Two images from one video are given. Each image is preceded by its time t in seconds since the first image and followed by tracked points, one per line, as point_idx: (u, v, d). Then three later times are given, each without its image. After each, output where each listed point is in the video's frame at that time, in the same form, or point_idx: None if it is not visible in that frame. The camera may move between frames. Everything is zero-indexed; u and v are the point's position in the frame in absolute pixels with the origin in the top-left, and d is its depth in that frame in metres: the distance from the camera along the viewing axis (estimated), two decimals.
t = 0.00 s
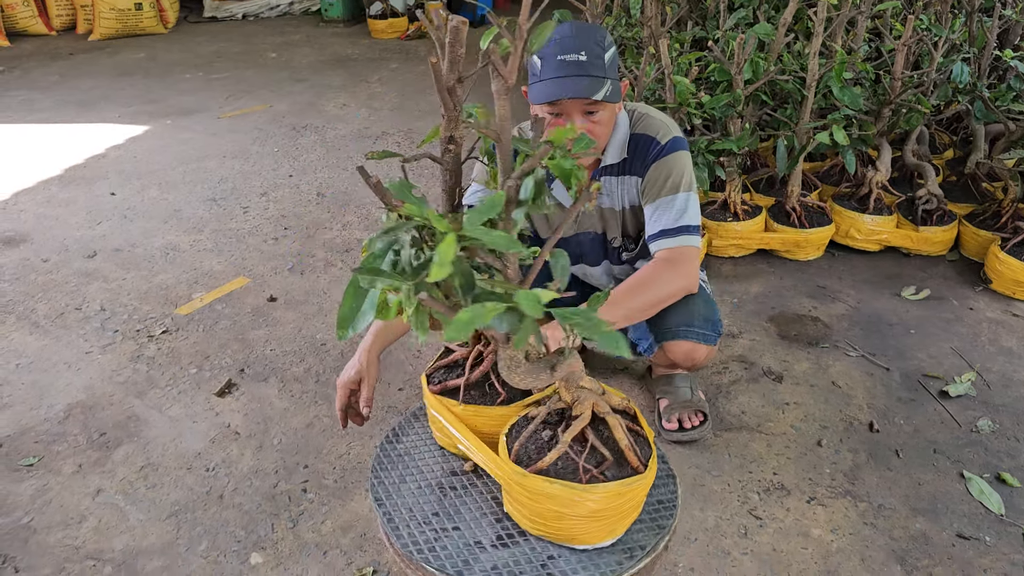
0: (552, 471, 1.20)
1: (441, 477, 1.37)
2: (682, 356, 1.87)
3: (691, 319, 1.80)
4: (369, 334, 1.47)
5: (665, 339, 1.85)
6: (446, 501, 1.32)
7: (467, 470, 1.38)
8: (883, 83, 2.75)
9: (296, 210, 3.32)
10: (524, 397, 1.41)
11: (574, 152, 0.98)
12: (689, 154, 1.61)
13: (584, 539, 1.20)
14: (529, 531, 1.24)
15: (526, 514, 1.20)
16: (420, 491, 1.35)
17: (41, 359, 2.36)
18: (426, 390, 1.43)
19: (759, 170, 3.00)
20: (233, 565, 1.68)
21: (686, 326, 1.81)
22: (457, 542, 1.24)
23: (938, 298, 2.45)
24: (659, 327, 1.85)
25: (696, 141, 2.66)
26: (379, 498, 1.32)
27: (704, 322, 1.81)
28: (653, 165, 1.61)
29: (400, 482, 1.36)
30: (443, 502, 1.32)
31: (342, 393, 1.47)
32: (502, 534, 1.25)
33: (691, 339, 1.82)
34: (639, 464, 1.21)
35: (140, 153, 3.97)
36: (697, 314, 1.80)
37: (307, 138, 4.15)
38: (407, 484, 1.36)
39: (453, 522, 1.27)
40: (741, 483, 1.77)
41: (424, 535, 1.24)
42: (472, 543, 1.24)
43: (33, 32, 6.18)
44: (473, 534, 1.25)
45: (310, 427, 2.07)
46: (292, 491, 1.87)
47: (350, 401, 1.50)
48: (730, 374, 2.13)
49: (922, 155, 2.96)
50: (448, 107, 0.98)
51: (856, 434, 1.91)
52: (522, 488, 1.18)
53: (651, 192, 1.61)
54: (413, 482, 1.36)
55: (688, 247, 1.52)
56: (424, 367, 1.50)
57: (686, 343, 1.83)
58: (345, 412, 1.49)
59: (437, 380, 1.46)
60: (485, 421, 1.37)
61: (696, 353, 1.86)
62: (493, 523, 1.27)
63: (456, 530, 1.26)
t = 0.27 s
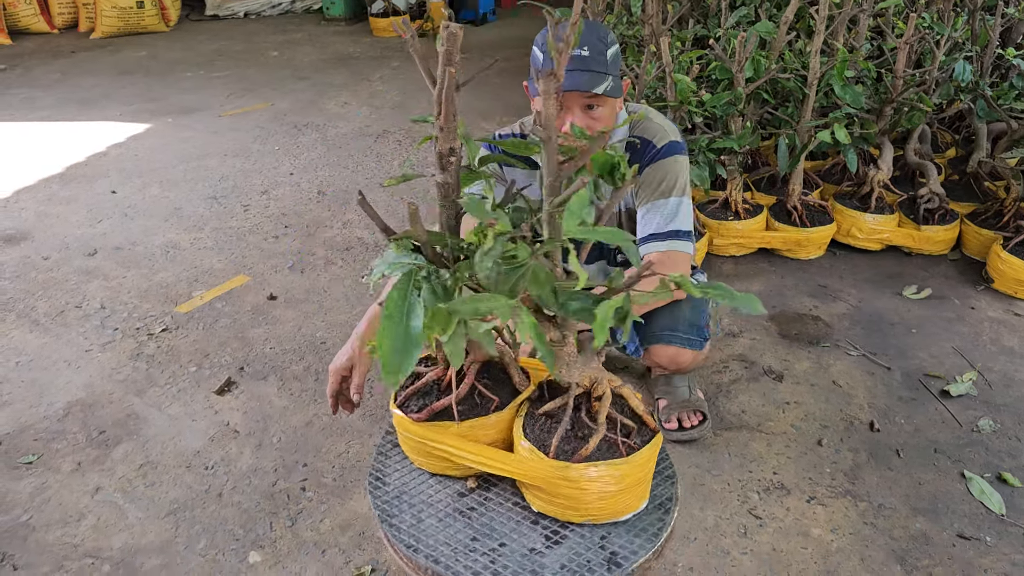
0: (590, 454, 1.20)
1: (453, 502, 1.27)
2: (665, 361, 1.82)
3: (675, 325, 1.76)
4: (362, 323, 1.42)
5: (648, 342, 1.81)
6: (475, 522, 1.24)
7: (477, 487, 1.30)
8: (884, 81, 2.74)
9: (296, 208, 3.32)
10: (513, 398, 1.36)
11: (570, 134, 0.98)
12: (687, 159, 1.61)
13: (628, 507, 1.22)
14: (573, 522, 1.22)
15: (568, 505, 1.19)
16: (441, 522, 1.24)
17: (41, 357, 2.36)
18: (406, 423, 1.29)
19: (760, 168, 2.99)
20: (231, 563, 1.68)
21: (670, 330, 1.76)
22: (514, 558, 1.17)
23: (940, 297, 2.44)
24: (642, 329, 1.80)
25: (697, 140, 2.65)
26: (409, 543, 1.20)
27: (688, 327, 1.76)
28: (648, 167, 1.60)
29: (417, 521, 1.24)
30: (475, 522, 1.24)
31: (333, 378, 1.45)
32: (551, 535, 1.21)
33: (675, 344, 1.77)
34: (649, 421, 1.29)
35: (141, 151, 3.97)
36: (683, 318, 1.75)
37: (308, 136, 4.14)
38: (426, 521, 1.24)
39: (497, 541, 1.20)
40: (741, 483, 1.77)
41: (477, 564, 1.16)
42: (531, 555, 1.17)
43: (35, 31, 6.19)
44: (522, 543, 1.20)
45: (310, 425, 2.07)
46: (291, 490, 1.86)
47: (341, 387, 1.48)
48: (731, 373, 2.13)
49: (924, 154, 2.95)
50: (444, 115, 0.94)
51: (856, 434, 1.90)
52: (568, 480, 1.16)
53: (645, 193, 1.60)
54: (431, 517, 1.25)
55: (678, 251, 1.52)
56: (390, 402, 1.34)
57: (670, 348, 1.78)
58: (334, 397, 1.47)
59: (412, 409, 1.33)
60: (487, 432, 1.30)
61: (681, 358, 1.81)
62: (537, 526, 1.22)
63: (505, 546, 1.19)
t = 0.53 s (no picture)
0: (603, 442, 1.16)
1: (463, 511, 1.18)
2: (694, 356, 1.83)
3: (704, 318, 1.78)
4: (359, 329, 1.43)
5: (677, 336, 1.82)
6: (492, 527, 1.15)
7: (484, 492, 1.21)
8: (888, 80, 2.73)
9: (298, 206, 3.32)
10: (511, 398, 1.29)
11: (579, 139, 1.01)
12: (688, 150, 1.59)
13: (639, 492, 1.18)
14: (589, 514, 1.16)
15: (584, 498, 1.13)
16: (455, 532, 1.14)
17: (43, 355, 2.36)
18: (407, 436, 1.18)
19: (762, 167, 2.99)
20: (232, 562, 1.68)
21: (700, 323, 1.78)
22: (541, 558, 1.09)
23: (943, 297, 2.43)
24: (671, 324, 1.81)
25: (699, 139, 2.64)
26: (431, 558, 1.09)
27: (717, 321, 1.79)
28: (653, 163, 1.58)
29: (432, 535, 1.14)
30: (491, 527, 1.15)
31: (332, 389, 1.44)
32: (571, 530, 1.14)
33: (705, 337, 1.79)
34: (648, 404, 1.26)
35: (143, 149, 3.97)
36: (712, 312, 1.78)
37: (310, 135, 4.14)
38: (441, 533, 1.14)
39: (519, 543, 1.12)
40: (743, 482, 1.76)
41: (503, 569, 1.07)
42: (556, 552, 1.10)
43: (38, 29, 6.19)
44: (545, 540, 1.12)
45: (311, 424, 2.07)
46: (291, 488, 1.86)
47: (339, 397, 1.48)
48: (733, 373, 2.12)
49: (928, 153, 2.94)
50: (444, 111, 0.89)
51: (859, 434, 1.90)
52: (586, 471, 1.11)
53: (651, 189, 1.58)
54: (444, 528, 1.15)
55: (702, 239, 1.52)
56: (385, 419, 1.22)
57: (701, 341, 1.80)
58: (333, 409, 1.46)
59: (410, 423, 1.22)
60: (491, 435, 1.22)
61: (708, 352, 1.82)
62: (555, 523, 1.15)
63: (529, 548, 1.11)
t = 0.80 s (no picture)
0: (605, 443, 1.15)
1: (465, 512, 1.17)
2: (700, 356, 1.84)
3: (710, 319, 1.79)
4: (364, 337, 1.44)
5: (683, 337, 1.82)
6: (495, 527, 1.15)
7: (486, 493, 1.21)
8: (892, 80, 2.72)
9: (300, 206, 3.32)
10: (512, 398, 1.29)
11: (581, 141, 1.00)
12: (683, 146, 1.57)
13: (641, 492, 1.17)
14: (591, 514, 1.15)
15: (586, 497, 1.13)
16: (458, 533, 1.14)
17: (45, 354, 2.36)
18: (408, 436, 1.18)
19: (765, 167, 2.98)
20: (233, 561, 1.68)
21: (707, 324, 1.79)
22: (543, 558, 1.09)
23: (947, 297, 2.43)
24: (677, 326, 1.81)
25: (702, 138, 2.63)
26: (434, 558, 1.09)
27: (724, 322, 1.79)
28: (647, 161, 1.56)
29: (435, 536, 1.13)
30: (494, 527, 1.14)
31: (337, 398, 1.44)
32: (573, 530, 1.14)
33: (711, 338, 1.80)
34: (650, 405, 1.25)
35: (146, 148, 3.97)
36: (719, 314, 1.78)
37: (313, 134, 4.14)
38: (444, 533, 1.13)
39: (522, 543, 1.12)
40: (745, 483, 1.76)
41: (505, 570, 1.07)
42: (559, 553, 1.10)
43: (41, 28, 6.20)
44: (547, 540, 1.12)
45: (313, 423, 2.07)
46: (293, 488, 1.86)
47: (344, 405, 1.48)
48: (735, 373, 2.11)
49: (931, 153, 2.93)
50: (448, 108, 0.88)
51: (862, 434, 1.89)
52: (588, 471, 1.10)
53: (649, 188, 1.57)
54: (446, 529, 1.14)
55: (699, 238, 1.51)
56: (386, 420, 1.22)
57: (707, 342, 1.81)
58: (339, 418, 1.46)
59: (412, 424, 1.22)
60: (494, 435, 1.22)
61: (714, 353, 1.84)
62: (557, 523, 1.15)
63: (531, 548, 1.11)
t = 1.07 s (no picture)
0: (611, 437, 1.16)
1: (472, 517, 1.16)
2: (694, 357, 1.85)
3: (704, 320, 1.79)
4: (365, 339, 1.43)
5: (678, 338, 1.83)
6: (505, 530, 1.14)
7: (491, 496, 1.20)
8: (895, 79, 2.71)
9: (302, 205, 3.31)
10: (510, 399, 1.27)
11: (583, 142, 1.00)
12: (682, 146, 1.56)
13: (646, 483, 1.18)
14: (598, 509, 1.16)
15: (595, 493, 1.13)
16: (468, 539, 1.13)
17: (46, 353, 2.36)
18: (410, 444, 1.16)
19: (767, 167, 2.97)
20: (233, 561, 1.67)
21: (701, 326, 1.80)
22: (557, 558, 1.09)
23: (949, 297, 2.42)
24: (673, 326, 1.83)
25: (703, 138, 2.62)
26: (447, 566, 1.08)
27: (718, 323, 1.80)
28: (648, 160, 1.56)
29: (446, 544, 1.12)
30: (504, 530, 1.13)
31: (339, 402, 1.43)
32: (582, 527, 1.14)
33: (705, 339, 1.80)
34: (650, 396, 1.26)
35: (148, 147, 3.97)
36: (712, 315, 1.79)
37: (315, 133, 4.14)
38: (455, 541, 1.12)
39: (534, 544, 1.11)
40: (747, 484, 1.75)
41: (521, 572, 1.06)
42: (572, 551, 1.10)
43: (44, 26, 6.20)
44: (559, 539, 1.12)
45: (314, 423, 2.06)
46: (294, 488, 1.86)
47: (346, 410, 1.46)
48: (737, 373, 2.11)
49: (934, 152, 2.92)
50: (453, 108, 0.88)
51: (864, 435, 1.88)
52: (595, 466, 1.11)
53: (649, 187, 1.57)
54: (456, 536, 1.13)
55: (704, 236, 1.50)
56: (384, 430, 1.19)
57: (701, 343, 1.82)
58: (342, 423, 1.44)
59: (413, 431, 1.20)
60: (496, 438, 1.20)
61: (708, 354, 1.84)
62: (566, 521, 1.15)
63: (544, 548, 1.10)
